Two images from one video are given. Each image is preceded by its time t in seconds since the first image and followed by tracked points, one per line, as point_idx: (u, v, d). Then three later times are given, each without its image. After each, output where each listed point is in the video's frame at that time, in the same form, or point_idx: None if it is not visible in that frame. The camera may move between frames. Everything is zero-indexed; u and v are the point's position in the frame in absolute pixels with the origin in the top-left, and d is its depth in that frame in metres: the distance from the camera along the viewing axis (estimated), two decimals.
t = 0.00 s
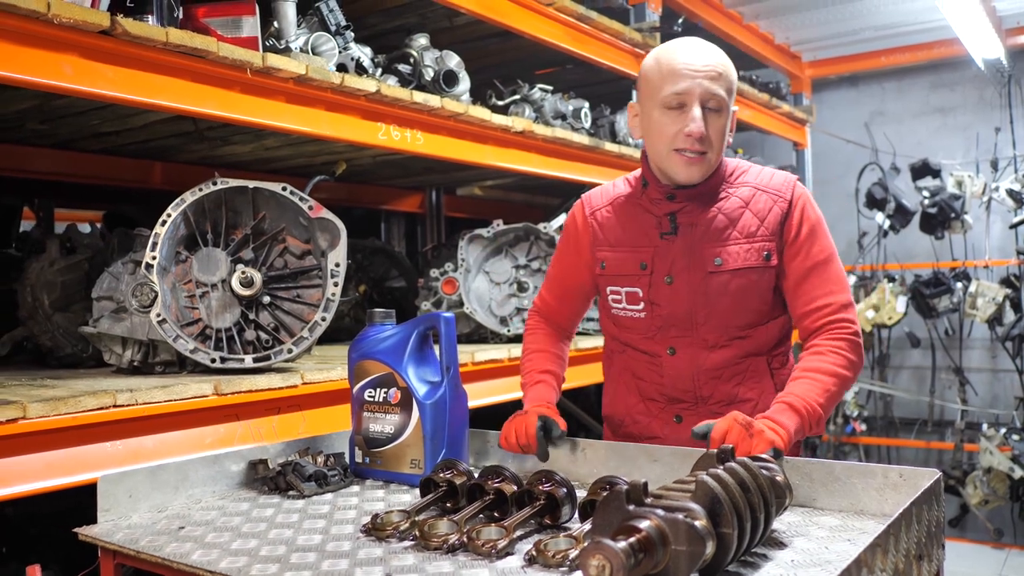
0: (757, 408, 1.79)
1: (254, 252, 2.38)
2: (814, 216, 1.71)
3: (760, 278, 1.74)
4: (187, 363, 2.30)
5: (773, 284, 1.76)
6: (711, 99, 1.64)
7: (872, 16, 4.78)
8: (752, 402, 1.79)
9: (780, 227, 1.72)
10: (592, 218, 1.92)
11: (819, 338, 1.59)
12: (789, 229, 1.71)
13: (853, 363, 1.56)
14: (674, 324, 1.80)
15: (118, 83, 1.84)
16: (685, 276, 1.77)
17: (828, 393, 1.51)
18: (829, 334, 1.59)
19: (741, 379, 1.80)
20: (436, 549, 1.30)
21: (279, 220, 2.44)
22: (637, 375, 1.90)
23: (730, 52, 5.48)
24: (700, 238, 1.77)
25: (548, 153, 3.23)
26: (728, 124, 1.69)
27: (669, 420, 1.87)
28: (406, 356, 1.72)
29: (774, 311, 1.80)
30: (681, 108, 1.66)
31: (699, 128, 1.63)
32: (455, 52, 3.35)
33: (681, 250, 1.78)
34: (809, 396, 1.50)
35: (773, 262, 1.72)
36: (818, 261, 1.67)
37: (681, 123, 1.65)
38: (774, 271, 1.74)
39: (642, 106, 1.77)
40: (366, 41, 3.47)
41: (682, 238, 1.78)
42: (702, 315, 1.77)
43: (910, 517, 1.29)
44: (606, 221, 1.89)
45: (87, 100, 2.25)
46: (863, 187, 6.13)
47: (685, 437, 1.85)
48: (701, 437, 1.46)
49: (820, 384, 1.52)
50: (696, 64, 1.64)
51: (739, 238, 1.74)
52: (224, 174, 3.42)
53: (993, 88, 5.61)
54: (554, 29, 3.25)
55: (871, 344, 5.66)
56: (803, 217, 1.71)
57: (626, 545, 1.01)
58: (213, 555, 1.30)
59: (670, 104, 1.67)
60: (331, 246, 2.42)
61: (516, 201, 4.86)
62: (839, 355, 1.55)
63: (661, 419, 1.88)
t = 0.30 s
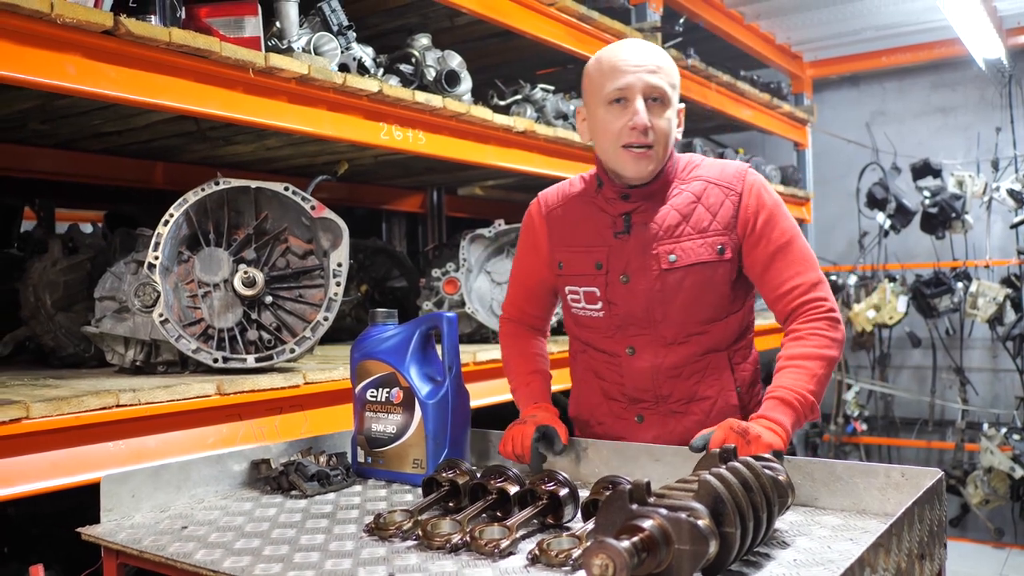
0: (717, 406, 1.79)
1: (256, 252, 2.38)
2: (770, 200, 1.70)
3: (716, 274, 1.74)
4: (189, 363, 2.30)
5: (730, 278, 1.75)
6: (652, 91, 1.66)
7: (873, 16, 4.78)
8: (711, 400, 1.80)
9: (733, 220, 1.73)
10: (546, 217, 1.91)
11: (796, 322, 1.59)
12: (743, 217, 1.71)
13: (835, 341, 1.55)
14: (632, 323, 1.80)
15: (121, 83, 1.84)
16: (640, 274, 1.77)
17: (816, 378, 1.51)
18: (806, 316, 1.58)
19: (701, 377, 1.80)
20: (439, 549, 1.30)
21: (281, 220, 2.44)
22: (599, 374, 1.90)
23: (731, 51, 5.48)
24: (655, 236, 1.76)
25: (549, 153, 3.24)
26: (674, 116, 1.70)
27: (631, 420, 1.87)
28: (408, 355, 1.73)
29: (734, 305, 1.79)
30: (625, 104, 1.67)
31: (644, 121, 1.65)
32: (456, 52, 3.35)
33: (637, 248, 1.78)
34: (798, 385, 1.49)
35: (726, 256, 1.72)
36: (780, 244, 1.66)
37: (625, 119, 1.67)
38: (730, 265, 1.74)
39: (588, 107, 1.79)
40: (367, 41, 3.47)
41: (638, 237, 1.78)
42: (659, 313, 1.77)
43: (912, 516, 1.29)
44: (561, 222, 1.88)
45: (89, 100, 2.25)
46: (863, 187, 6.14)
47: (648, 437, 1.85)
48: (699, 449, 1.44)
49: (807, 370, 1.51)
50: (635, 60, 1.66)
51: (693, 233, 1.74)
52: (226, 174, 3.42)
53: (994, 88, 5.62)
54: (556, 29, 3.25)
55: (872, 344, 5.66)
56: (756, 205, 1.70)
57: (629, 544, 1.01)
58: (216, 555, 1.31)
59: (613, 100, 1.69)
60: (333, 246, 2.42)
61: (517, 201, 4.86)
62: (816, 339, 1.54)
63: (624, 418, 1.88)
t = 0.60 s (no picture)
0: (683, 416, 1.80)
1: (258, 250, 2.38)
2: (744, 201, 1.70)
3: (684, 281, 1.74)
4: (191, 362, 2.30)
5: (700, 286, 1.75)
6: (611, 105, 1.65)
7: (873, 15, 4.78)
8: (678, 409, 1.80)
9: (702, 227, 1.73)
10: (523, 227, 1.92)
11: (789, 318, 1.59)
12: (717, 219, 1.71)
13: (829, 332, 1.54)
14: (603, 330, 1.81)
15: (123, 82, 1.84)
16: (610, 282, 1.77)
17: (814, 372, 1.51)
18: (798, 310, 1.59)
19: (671, 385, 1.80)
20: (441, 548, 1.30)
21: (283, 219, 2.44)
22: (573, 381, 1.91)
23: (731, 51, 5.49)
24: (623, 244, 1.76)
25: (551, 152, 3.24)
26: (636, 126, 1.69)
27: (601, 426, 1.88)
28: (409, 354, 1.72)
29: (706, 313, 1.78)
30: (586, 118, 1.67)
31: (603, 135, 1.65)
32: (457, 51, 3.35)
33: (605, 257, 1.78)
34: (797, 381, 1.49)
35: (694, 262, 1.73)
36: (761, 243, 1.65)
37: (587, 133, 1.67)
38: (697, 271, 1.74)
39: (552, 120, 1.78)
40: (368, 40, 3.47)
41: (606, 245, 1.78)
42: (629, 320, 1.78)
43: (915, 515, 1.29)
44: (536, 231, 1.89)
45: (90, 99, 2.25)
46: (864, 186, 6.14)
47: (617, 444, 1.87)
48: (702, 449, 1.44)
49: (804, 365, 1.51)
50: (590, 74, 1.66)
51: (661, 241, 1.75)
52: (227, 173, 3.42)
53: (994, 87, 5.62)
54: (557, 28, 3.25)
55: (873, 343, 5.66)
56: (725, 210, 1.70)
57: (633, 543, 1.01)
58: (219, 554, 1.30)
59: (574, 116, 1.68)
60: (335, 245, 2.42)
61: (518, 201, 4.87)
62: (812, 333, 1.54)
63: (596, 424, 1.89)
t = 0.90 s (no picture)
0: (669, 417, 1.81)
1: (259, 250, 2.38)
2: (733, 202, 1.69)
3: (669, 284, 1.75)
4: (192, 362, 2.30)
5: (686, 288, 1.76)
6: (595, 114, 1.65)
7: (874, 15, 4.78)
8: (664, 410, 1.81)
9: (688, 230, 1.74)
10: (518, 232, 1.93)
11: (786, 315, 1.58)
12: (705, 221, 1.70)
13: (826, 327, 1.54)
14: (590, 332, 1.82)
15: (124, 81, 1.84)
16: (596, 285, 1.78)
17: (813, 369, 1.50)
18: (794, 306, 1.57)
19: (658, 386, 1.81)
20: (442, 547, 1.30)
21: (284, 219, 2.44)
22: (563, 381, 1.92)
23: (732, 51, 5.48)
24: (609, 247, 1.77)
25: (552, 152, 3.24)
26: (622, 133, 1.69)
27: (591, 425, 1.90)
28: (411, 353, 1.72)
29: (694, 315, 1.79)
30: (571, 128, 1.67)
31: (588, 146, 1.65)
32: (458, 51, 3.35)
33: (592, 259, 1.78)
34: (796, 378, 1.49)
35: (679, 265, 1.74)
36: (752, 243, 1.64)
37: (572, 143, 1.67)
38: (683, 274, 1.75)
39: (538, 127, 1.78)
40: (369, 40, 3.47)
41: (593, 248, 1.79)
42: (615, 323, 1.78)
43: (917, 514, 1.29)
44: (529, 236, 1.90)
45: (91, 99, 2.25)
46: (865, 186, 6.14)
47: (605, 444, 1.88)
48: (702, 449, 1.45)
49: (803, 362, 1.50)
50: (573, 84, 1.65)
51: (647, 244, 1.75)
52: (228, 173, 3.42)
53: (996, 87, 5.61)
54: (558, 28, 3.25)
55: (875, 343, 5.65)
56: (711, 212, 1.70)
57: (634, 542, 1.01)
58: (220, 553, 1.30)
59: (559, 126, 1.68)
60: (335, 244, 2.42)
61: (518, 201, 4.87)
62: (808, 330, 1.53)
63: (585, 423, 1.91)
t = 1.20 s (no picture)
0: (674, 417, 1.81)
1: (259, 251, 2.39)
2: (731, 204, 1.70)
3: (673, 285, 1.74)
4: (193, 362, 2.31)
5: (688, 289, 1.76)
6: (597, 114, 1.64)
7: (876, 14, 4.77)
8: (670, 409, 1.81)
9: (689, 232, 1.74)
10: (514, 234, 1.91)
11: (780, 318, 1.58)
12: (704, 222, 1.71)
13: (821, 329, 1.55)
14: (594, 334, 1.81)
15: (125, 82, 1.84)
16: (600, 287, 1.77)
17: (810, 371, 1.50)
18: (789, 309, 1.58)
19: (662, 386, 1.81)
20: (442, 547, 1.30)
21: (285, 219, 2.45)
22: (565, 383, 1.91)
23: (733, 50, 5.48)
24: (612, 249, 1.76)
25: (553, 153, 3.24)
26: (623, 134, 1.68)
27: (594, 427, 1.88)
28: (411, 354, 1.72)
29: (695, 314, 1.79)
30: (572, 127, 1.66)
31: (589, 145, 1.64)
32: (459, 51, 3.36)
33: (595, 262, 1.77)
34: (795, 380, 1.48)
35: (682, 266, 1.73)
36: (748, 245, 1.65)
37: (573, 143, 1.66)
38: (686, 275, 1.75)
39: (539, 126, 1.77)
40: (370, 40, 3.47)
41: (595, 251, 1.77)
42: (619, 324, 1.77)
43: (917, 515, 1.28)
44: (526, 238, 1.88)
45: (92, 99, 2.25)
46: (867, 186, 6.14)
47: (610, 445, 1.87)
48: (706, 446, 1.45)
49: (800, 364, 1.50)
50: (575, 83, 1.64)
51: (649, 246, 1.75)
52: (229, 173, 3.43)
53: (997, 86, 5.61)
54: (559, 28, 3.25)
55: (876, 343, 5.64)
56: (712, 214, 1.70)
57: (634, 542, 1.01)
58: (220, 553, 1.31)
59: (561, 124, 1.67)
60: (336, 245, 2.42)
61: (519, 201, 4.87)
62: (800, 333, 1.54)
63: (588, 425, 1.89)
